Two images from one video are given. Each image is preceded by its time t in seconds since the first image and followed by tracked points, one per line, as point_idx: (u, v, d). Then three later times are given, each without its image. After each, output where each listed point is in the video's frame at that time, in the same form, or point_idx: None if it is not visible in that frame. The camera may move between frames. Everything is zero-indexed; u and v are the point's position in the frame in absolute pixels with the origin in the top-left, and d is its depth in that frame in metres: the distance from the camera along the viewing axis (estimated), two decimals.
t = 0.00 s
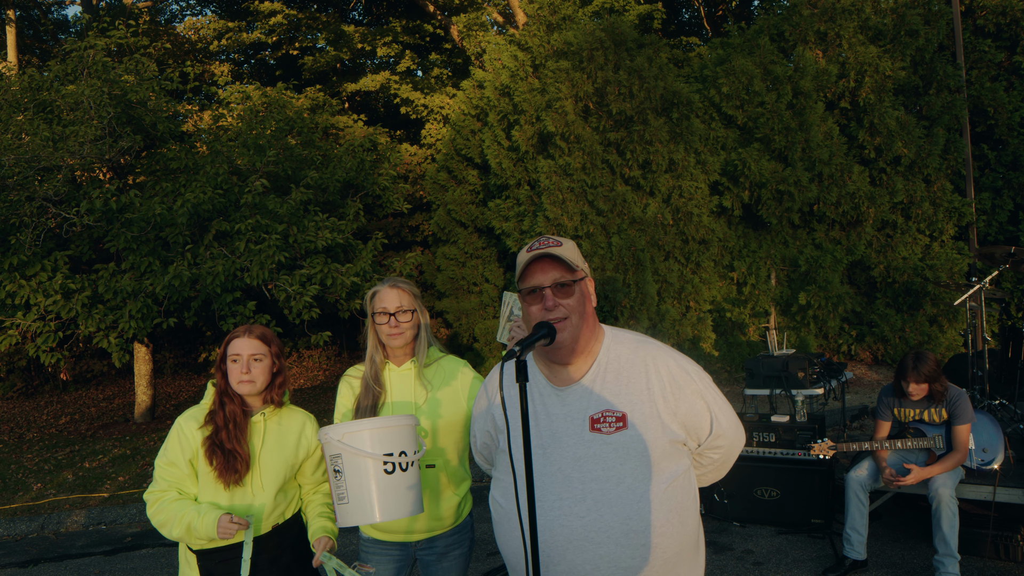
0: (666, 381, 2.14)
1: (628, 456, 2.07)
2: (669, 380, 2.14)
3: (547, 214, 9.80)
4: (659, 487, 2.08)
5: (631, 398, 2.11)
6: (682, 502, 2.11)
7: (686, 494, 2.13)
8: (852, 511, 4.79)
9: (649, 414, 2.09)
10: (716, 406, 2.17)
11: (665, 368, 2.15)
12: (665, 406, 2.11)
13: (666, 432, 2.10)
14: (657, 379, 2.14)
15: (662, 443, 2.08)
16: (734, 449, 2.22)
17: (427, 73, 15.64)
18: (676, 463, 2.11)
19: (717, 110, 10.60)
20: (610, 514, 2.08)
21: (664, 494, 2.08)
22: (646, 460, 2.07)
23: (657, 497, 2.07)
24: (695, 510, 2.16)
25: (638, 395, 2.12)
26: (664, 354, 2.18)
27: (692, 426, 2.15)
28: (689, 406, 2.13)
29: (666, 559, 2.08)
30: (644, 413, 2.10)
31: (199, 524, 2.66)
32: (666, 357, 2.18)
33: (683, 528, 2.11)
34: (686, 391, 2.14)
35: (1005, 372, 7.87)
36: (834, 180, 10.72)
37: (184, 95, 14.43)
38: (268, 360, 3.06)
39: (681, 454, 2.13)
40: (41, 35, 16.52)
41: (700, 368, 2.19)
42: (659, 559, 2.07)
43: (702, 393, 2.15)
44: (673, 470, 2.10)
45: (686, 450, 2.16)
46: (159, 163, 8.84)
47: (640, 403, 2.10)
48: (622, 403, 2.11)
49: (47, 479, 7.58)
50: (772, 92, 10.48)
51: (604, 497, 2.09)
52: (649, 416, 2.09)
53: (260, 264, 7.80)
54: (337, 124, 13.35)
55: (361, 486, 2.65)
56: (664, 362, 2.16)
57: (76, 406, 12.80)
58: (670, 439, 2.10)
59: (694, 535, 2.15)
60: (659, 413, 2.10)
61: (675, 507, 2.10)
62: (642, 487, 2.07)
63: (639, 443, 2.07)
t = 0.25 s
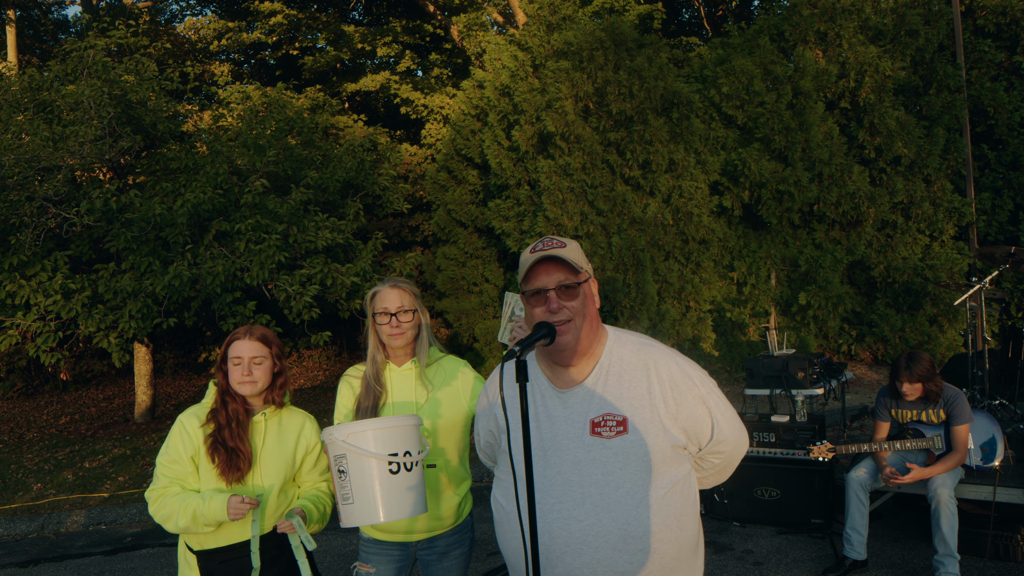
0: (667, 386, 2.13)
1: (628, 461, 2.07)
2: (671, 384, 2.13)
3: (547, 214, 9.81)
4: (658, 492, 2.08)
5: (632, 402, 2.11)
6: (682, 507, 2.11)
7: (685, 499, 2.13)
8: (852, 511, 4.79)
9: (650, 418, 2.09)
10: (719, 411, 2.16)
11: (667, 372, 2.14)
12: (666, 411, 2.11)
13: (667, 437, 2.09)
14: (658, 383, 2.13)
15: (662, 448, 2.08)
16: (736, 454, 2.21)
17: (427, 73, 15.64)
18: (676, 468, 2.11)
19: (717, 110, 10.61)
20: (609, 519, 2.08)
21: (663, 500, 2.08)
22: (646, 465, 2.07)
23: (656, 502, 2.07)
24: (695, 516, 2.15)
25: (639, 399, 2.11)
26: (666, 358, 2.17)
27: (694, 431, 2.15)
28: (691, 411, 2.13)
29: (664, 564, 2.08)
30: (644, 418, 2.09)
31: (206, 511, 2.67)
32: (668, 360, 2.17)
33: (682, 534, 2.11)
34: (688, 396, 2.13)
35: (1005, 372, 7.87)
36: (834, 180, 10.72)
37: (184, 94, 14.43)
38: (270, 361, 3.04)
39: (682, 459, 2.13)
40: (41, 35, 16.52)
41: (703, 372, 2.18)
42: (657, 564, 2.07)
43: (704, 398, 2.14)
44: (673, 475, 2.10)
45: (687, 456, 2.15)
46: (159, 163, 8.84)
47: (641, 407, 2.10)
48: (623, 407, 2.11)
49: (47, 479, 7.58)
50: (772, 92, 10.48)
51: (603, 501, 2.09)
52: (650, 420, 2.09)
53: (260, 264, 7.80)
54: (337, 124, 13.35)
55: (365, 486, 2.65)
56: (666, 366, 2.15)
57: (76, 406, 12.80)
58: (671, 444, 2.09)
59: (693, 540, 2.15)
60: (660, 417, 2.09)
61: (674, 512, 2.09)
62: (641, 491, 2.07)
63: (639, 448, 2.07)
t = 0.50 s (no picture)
0: (666, 387, 2.13)
1: (626, 461, 2.07)
2: (670, 384, 2.13)
3: (547, 214, 9.81)
4: (656, 492, 2.08)
5: (631, 403, 2.11)
6: (679, 508, 2.11)
7: (684, 499, 2.12)
8: (852, 511, 4.79)
9: (649, 419, 2.09)
10: (717, 411, 2.15)
11: (666, 372, 2.14)
12: (665, 412, 2.11)
13: (665, 437, 2.09)
14: (657, 384, 2.13)
15: (660, 448, 2.08)
16: (734, 455, 2.21)
17: (427, 73, 15.63)
18: (674, 468, 2.11)
19: (717, 110, 10.61)
20: (606, 518, 2.08)
21: (660, 500, 2.08)
22: (644, 465, 2.07)
23: (654, 503, 2.07)
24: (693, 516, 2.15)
25: (638, 399, 2.11)
26: (666, 358, 2.17)
27: (692, 432, 2.14)
28: (690, 412, 2.12)
29: (661, 564, 2.08)
30: (642, 418, 2.09)
31: (206, 511, 2.66)
32: (667, 361, 2.16)
33: (679, 534, 2.11)
34: (687, 397, 2.13)
35: (1005, 372, 7.87)
36: (834, 180, 10.71)
37: (184, 95, 14.43)
38: (270, 363, 3.03)
39: (680, 459, 2.13)
40: (41, 35, 16.51)
41: (703, 373, 2.17)
42: (653, 564, 2.07)
43: (703, 399, 2.14)
44: (671, 475, 2.10)
45: (685, 456, 2.15)
46: (159, 163, 8.84)
47: (639, 407, 2.10)
48: (622, 408, 2.11)
49: (47, 478, 7.58)
50: (772, 92, 10.48)
51: (600, 501, 2.09)
52: (648, 420, 2.09)
53: (260, 264, 7.80)
54: (337, 124, 13.34)
55: (366, 485, 2.65)
56: (666, 366, 2.15)
57: (76, 406, 12.80)
58: (668, 445, 2.09)
59: (691, 541, 2.14)
60: (658, 418, 2.09)
61: (672, 511, 2.09)
62: (638, 491, 2.07)
63: (637, 449, 2.07)
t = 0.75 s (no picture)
0: (662, 385, 2.13)
1: (623, 459, 2.07)
2: (666, 383, 2.13)
3: (547, 214, 9.81)
4: (653, 490, 2.08)
5: (627, 401, 2.11)
6: (676, 505, 2.11)
7: (680, 497, 2.13)
8: (852, 511, 4.79)
9: (645, 417, 2.09)
10: (713, 409, 2.16)
11: (662, 371, 2.14)
12: (661, 410, 2.11)
13: (662, 435, 2.09)
14: (653, 382, 2.13)
15: (656, 446, 2.08)
16: (730, 453, 2.21)
17: (427, 73, 15.63)
18: (671, 465, 2.11)
19: (717, 110, 10.61)
20: (604, 516, 2.08)
21: (658, 497, 2.08)
22: (642, 463, 2.07)
23: (651, 501, 2.07)
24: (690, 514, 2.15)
25: (634, 398, 2.11)
26: (662, 357, 2.17)
27: (688, 430, 2.14)
28: (686, 410, 2.12)
29: (659, 562, 2.08)
30: (639, 417, 2.09)
31: (206, 515, 2.66)
32: (663, 360, 2.17)
33: (677, 532, 2.11)
34: (683, 395, 2.13)
35: (1005, 372, 7.87)
36: (834, 180, 10.71)
37: (184, 95, 14.43)
38: (266, 364, 3.03)
39: (677, 457, 2.13)
40: (41, 35, 16.51)
41: (699, 372, 2.17)
42: (652, 562, 2.08)
43: (699, 397, 2.14)
44: (667, 473, 2.10)
45: (682, 454, 2.15)
46: (159, 163, 8.84)
47: (636, 406, 2.10)
48: (619, 406, 2.11)
49: (47, 479, 7.58)
50: (772, 92, 10.48)
51: (598, 499, 2.09)
52: (645, 419, 2.09)
53: (260, 264, 7.80)
54: (336, 124, 13.34)
55: (366, 487, 2.65)
56: (662, 365, 2.15)
57: (76, 406, 12.80)
58: (665, 443, 2.09)
59: (688, 538, 2.14)
60: (655, 416, 2.10)
61: (669, 509, 2.09)
62: (635, 489, 2.07)
63: (634, 447, 2.07)
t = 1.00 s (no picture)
0: (659, 382, 2.13)
1: (622, 456, 2.07)
2: (663, 380, 2.13)
3: (547, 214, 9.82)
4: (652, 486, 2.08)
5: (625, 399, 2.11)
6: (675, 501, 2.12)
7: (678, 493, 2.13)
8: (853, 511, 4.79)
9: (643, 414, 2.09)
10: (709, 405, 2.16)
11: (658, 368, 2.15)
12: (659, 407, 2.11)
13: (659, 432, 2.10)
14: (650, 380, 2.13)
15: (654, 442, 2.09)
16: (726, 449, 2.22)
17: (427, 73, 15.63)
18: (669, 461, 2.11)
19: (717, 110, 10.61)
20: (604, 513, 2.08)
21: (656, 493, 2.09)
22: (641, 459, 2.07)
23: (651, 497, 2.08)
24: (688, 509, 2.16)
25: (632, 395, 2.11)
26: (658, 355, 2.17)
27: (685, 427, 2.15)
28: (683, 407, 2.13)
29: (659, 558, 2.09)
30: (637, 413, 2.10)
31: (206, 518, 2.66)
32: (659, 358, 2.17)
33: (676, 528, 2.11)
34: (679, 391, 2.13)
35: (1005, 372, 7.86)
36: (834, 180, 10.71)
37: (184, 95, 14.43)
38: (263, 365, 3.02)
39: (674, 454, 2.13)
40: (41, 35, 16.51)
41: (695, 369, 2.18)
42: (652, 558, 2.08)
43: (696, 393, 2.14)
44: (665, 469, 2.11)
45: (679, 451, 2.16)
46: (159, 163, 8.84)
47: (633, 403, 2.10)
48: (617, 404, 2.11)
49: (47, 479, 7.58)
50: (772, 92, 10.48)
51: (598, 496, 2.09)
52: (643, 415, 2.09)
53: (260, 264, 7.80)
54: (336, 124, 13.34)
55: (367, 486, 2.65)
56: (658, 362, 2.16)
57: (76, 406, 12.79)
58: (663, 440, 2.10)
59: (687, 534, 2.15)
60: (653, 412, 2.10)
61: (668, 505, 2.10)
62: (635, 486, 2.07)
63: (633, 444, 2.07)
